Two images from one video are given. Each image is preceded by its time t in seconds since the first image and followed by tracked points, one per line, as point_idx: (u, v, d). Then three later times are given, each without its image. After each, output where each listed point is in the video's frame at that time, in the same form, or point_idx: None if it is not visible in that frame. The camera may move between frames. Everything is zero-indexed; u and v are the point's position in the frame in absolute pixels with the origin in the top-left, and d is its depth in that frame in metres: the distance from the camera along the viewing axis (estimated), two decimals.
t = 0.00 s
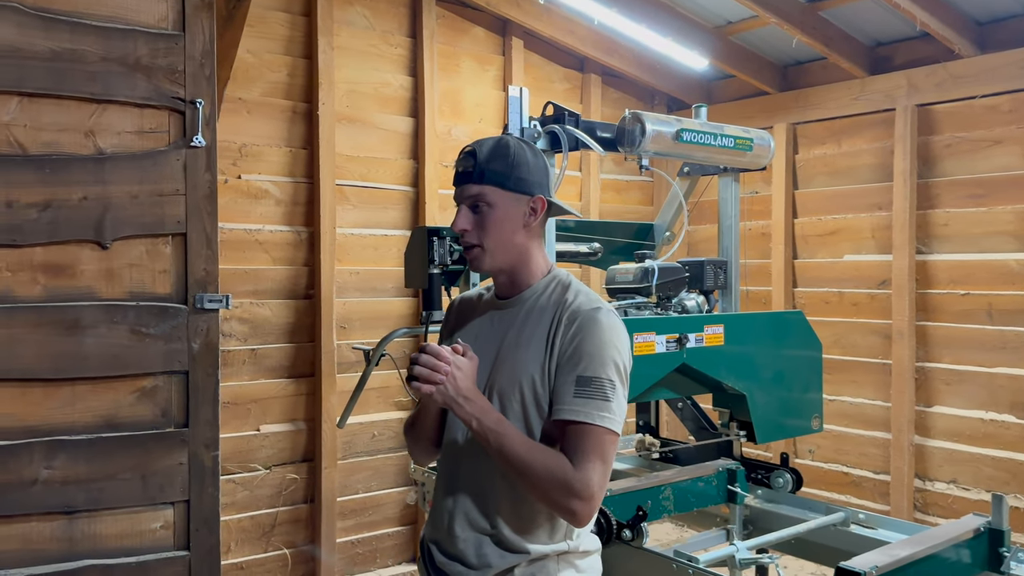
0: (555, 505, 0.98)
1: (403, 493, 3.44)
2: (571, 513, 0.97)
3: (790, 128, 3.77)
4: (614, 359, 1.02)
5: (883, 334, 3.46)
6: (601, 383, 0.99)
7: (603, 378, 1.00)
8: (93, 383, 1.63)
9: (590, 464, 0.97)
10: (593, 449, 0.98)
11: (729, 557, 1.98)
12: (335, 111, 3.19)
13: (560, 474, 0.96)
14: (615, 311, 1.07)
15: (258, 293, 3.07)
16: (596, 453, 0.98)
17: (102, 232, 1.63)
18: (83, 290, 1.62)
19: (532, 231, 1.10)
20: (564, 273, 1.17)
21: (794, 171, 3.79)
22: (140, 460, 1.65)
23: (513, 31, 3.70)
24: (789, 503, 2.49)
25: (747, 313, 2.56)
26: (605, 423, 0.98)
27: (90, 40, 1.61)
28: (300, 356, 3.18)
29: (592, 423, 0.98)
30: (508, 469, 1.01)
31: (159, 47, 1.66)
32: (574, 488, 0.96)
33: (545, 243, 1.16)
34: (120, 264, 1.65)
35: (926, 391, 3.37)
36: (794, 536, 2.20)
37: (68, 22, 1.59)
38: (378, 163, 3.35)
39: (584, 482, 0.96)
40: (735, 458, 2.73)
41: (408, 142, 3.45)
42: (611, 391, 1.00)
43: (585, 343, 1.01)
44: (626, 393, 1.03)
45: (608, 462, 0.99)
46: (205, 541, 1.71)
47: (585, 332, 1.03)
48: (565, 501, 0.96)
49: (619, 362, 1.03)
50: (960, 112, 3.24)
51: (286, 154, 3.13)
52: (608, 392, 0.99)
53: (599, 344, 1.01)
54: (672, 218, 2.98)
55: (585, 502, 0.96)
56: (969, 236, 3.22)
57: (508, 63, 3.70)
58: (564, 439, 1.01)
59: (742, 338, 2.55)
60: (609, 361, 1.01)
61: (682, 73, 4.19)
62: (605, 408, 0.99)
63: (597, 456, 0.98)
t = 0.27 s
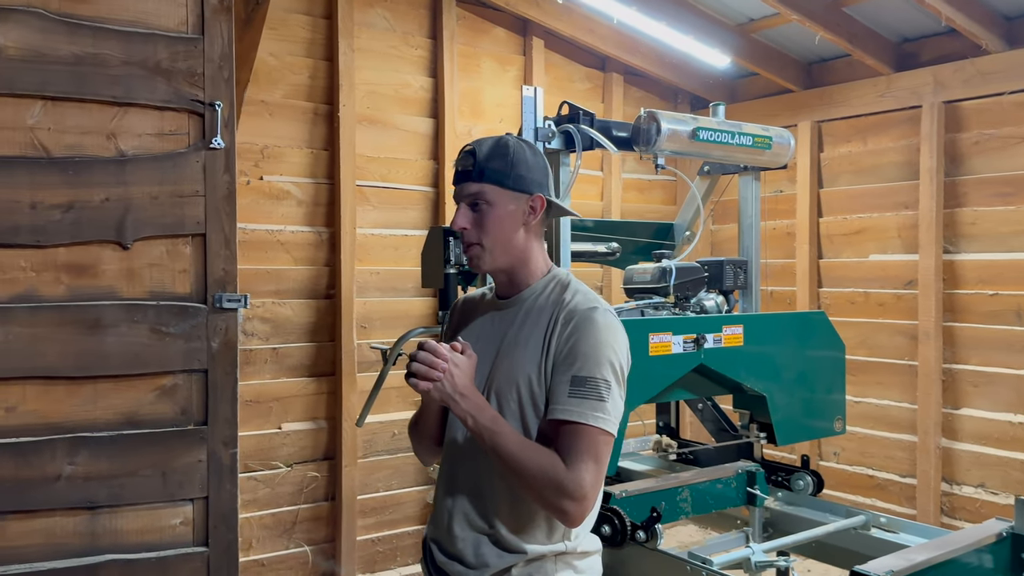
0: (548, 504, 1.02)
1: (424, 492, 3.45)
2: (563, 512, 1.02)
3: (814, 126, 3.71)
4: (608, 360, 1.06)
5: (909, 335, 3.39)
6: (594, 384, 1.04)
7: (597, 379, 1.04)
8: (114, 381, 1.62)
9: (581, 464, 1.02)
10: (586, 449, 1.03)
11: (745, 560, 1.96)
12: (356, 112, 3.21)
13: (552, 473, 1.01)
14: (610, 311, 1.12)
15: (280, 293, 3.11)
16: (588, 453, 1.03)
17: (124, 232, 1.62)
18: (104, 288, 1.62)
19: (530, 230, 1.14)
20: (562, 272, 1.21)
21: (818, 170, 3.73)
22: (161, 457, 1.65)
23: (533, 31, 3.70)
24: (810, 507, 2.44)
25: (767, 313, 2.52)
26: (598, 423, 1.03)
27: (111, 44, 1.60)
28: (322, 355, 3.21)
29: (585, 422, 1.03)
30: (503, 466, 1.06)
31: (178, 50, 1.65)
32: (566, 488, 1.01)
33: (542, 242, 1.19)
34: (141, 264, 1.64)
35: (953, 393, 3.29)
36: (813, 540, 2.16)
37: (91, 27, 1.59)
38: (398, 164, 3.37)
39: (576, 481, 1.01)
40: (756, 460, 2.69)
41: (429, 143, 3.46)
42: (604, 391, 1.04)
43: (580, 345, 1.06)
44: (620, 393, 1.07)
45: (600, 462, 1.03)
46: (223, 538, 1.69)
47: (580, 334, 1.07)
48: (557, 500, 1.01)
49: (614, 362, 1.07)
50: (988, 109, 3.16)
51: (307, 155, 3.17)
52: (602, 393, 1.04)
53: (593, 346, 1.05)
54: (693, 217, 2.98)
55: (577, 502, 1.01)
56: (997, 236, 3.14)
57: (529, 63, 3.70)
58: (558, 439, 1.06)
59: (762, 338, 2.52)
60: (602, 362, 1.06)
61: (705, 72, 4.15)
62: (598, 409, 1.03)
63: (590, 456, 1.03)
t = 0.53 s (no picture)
0: (542, 503, 1.09)
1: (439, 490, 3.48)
2: (557, 511, 1.08)
3: (832, 125, 3.68)
4: (599, 361, 1.13)
5: (927, 335, 3.34)
6: (585, 386, 1.10)
7: (588, 381, 1.11)
8: (131, 378, 1.57)
9: (574, 465, 1.08)
10: (578, 448, 1.09)
11: (754, 560, 1.96)
12: (372, 114, 3.25)
13: (546, 474, 1.08)
14: (601, 314, 1.18)
15: (297, 292, 3.15)
16: (581, 454, 1.09)
17: (141, 232, 1.57)
18: (120, 287, 1.57)
19: (514, 229, 1.21)
20: (558, 272, 1.28)
21: (836, 169, 3.69)
22: (176, 453, 1.59)
23: (548, 31, 3.70)
24: (823, 507, 2.42)
25: (780, 313, 2.51)
26: (590, 424, 1.09)
27: (127, 48, 1.55)
28: (338, 353, 3.25)
29: (577, 423, 1.09)
30: (498, 467, 1.12)
31: (194, 53, 1.59)
32: (559, 488, 1.07)
33: (537, 242, 1.26)
34: (158, 264, 1.59)
35: (972, 394, 3.24)
36: (825, 540, 2.15)
37: (107, 32, 1.53)
38: (414, 165, 3.40)
39: (569, 480, 1.07)
40: (769, 460, 2.67)
41: (444, 143, 3.48)
42: (595, 392, 1.10)
43: (572, 349, 1.13)
44: (612, 392, 1.14)
45: (592, 461, 1.10)
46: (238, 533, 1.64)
47: (572, 337, 1.14)
48: (551, 499, 1.08)
49: (605, 364, 1.14)
50: (1008, 107, 3.11)
51: (324, 157, 3.21)
52: (592, 395, 1.10)
53: (584, 349, 1.12)
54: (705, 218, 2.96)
55: (570, 501, 1.08)
56: (1017, 235, 3.08)
57: (544, 64, 3.71)
58: (551, 439, 1.12)
59: (775, 338, 2.50)
60: (594, 364, 1.12)
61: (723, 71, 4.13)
62: (590, 410, 1.10)
63: (582, 457, 1.09)
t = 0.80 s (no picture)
0: (543, 505, 1.09)
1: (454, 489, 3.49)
2: (559, 514, 1.08)
3: (853, 122, 3.62)
4: (599, 361, 1.12)
5: (950, 335, 3.28)
6: (584, 387, 1.10)
7: (588, 382, 1.10)
8: (148, 378, 1.54)
9: (574, 467, 1.08)
10: (578, 450, 1.09)
11: (766, 563, 1.94)
12: (388, 114, 3.26)
13: (547, 477, 1.08)
14: (601, 313, 1.18)
15: (313, 292, 3.17)
16: (581, 455, 1.09)
17: (157, 233, 1.53)
18: (135, 290, 1.53)
19: (515, 230, 1.21)
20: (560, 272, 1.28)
21: (857, 167, 3.64)
22: (192, 452, 1.56)
23: (564, 30, 3.69)
24: (840, 509, 2.39)
25: (797, 313, 2.48)
26: (590, 425, 1.09)
27: (142, 52, 1.51)
28: (354, 353, 3.27)
29: (576, 424, 1.09)
30: (497, 469, 1.12)
31: (209, 56, 1.55)
32: (560, 491, 1.07)
33: (539, 242, 1.26)
34: (174, 264, 1.55)
35: (995, 396, 3.18)
36: (840, 543, 2.12)
37: (124, 35, 1.50)
38: (429, 165, 3.41)
39: (569, 482, 1.07)
40: (786, 462, 2.64)
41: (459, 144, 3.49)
42: (594, 393, 1.10)
43: (571, 350, 1.13)
44: (612, 392, 1.14)
45: (592, 463, 1.09)
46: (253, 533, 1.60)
47: (571, 338, 1.14)
48: (551, 501, 1.08)
49: (604, 364, 1.13)
50: None
51: (340, 157, 3.23)
52: (592, 396, 1.10)
53: (583, 350, 1.12)
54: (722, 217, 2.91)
55: (571, 504, 1.08)
56: None
57: (561, 63, 3.70)
58: (552, 441, 1.12)
59: (792, 339, 2.47)
60: (593, 365, 1.12)
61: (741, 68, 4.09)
62: (590, 411, 1.09)
63: (583, 458, 1.09)
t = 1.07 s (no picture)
0: (546, 497, 1.11)
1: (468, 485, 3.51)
2: (562, 505, 1.10)
3: (868, 119, 3.59)
4: (600, 355, 1.14)
5: (965, 333, 3.25)
6: (586, 382, 1.12)
7: (589, 376, 1.12)
8: (164, 373, 1.56)
9: (577, 460, 1.10)
10: (580, 443, 1.11)
11: (775, 560, 1.95)
12: (401, 114, 3.29)
13: (550, 469, 1.10)
14: (602, 307, 1.19)
15: (327, 290, 3.21)
16: (583, 448, 1.11)
17: (173, 232, 1.55)
18: (152, 288, 1.56)
19: (517, 225, 1.23)
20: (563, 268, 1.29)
21: (872, 164, 3.61)
22: (207, 446, 1.58)
23: (577, 29, 3.70)
24: (852, 507, 2.38)
25: (808, 311, 2.47)
26: (592, 418, 1.11)
27: (158, 53, 1.54)
28: (368, 350, 3.30)
29: (579, 418, 1.11)
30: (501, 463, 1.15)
31: (223, 57, 1.57)
32: (563, 483, 1.09)
33: (542, 238, 1.27)
34: (190, 262, 1.57)
35: (1011, 395, 3.14)
36: (852, 541, 2.12)
37: (140, 37, 1.53)
38: (442, 164, 3.43)
39: (572, 475, 1.09)
40: (798, 460, 2.62)
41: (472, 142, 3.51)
42: (596, 387, 1.12)
43: (573, 344, 1.14)
44: (613, 385, 1.15)
45: (594, 455, 1.11)
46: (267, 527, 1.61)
47: (573, 332, 1.15)
48: (554, 494, 1.10)
49: (605, 357, 1.15)
50: None
51: (354, 157, 3.26)
52: (594, 390, 1.12)
53: (585, 345, 1.14)
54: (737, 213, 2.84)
55: (574, 495, 1.09)
56: None
57: (574, 62, 3.70)
58: (555, 434, 1.14)
59: (803, 336, 2.46)
60: (595, 358, 1.14)
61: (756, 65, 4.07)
62: (591, 404, 1.11)
63: (585, 451, 1.11)
